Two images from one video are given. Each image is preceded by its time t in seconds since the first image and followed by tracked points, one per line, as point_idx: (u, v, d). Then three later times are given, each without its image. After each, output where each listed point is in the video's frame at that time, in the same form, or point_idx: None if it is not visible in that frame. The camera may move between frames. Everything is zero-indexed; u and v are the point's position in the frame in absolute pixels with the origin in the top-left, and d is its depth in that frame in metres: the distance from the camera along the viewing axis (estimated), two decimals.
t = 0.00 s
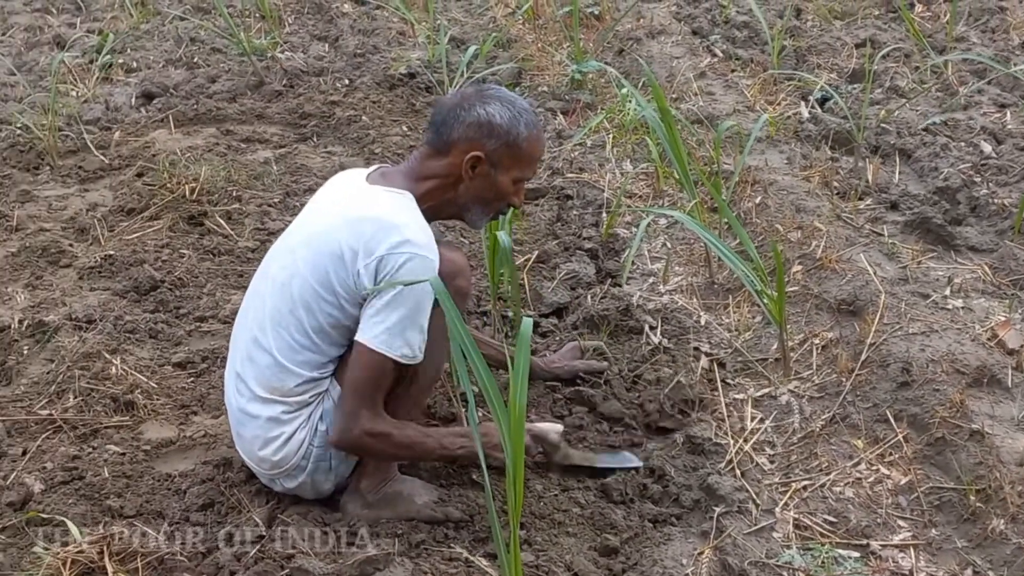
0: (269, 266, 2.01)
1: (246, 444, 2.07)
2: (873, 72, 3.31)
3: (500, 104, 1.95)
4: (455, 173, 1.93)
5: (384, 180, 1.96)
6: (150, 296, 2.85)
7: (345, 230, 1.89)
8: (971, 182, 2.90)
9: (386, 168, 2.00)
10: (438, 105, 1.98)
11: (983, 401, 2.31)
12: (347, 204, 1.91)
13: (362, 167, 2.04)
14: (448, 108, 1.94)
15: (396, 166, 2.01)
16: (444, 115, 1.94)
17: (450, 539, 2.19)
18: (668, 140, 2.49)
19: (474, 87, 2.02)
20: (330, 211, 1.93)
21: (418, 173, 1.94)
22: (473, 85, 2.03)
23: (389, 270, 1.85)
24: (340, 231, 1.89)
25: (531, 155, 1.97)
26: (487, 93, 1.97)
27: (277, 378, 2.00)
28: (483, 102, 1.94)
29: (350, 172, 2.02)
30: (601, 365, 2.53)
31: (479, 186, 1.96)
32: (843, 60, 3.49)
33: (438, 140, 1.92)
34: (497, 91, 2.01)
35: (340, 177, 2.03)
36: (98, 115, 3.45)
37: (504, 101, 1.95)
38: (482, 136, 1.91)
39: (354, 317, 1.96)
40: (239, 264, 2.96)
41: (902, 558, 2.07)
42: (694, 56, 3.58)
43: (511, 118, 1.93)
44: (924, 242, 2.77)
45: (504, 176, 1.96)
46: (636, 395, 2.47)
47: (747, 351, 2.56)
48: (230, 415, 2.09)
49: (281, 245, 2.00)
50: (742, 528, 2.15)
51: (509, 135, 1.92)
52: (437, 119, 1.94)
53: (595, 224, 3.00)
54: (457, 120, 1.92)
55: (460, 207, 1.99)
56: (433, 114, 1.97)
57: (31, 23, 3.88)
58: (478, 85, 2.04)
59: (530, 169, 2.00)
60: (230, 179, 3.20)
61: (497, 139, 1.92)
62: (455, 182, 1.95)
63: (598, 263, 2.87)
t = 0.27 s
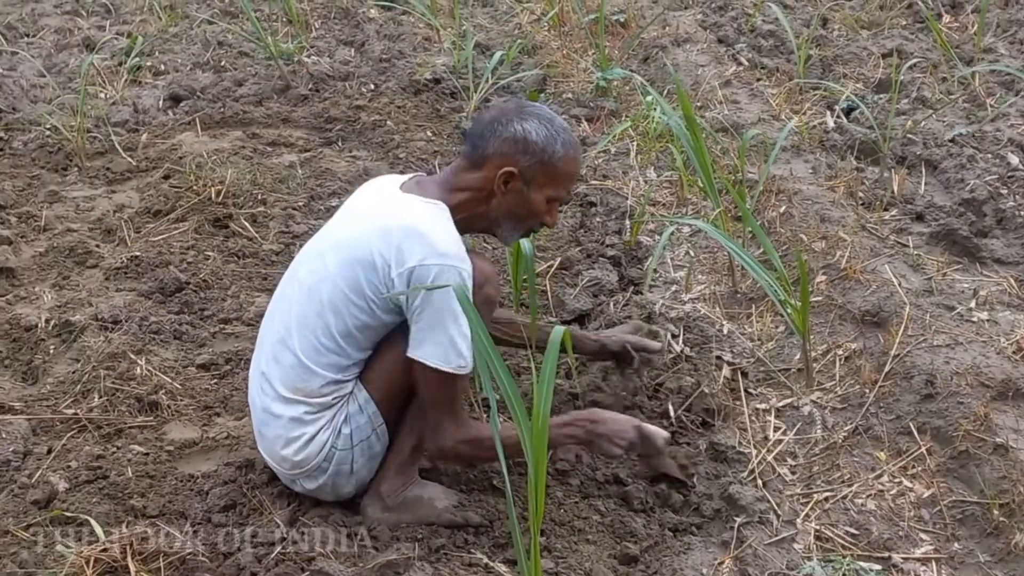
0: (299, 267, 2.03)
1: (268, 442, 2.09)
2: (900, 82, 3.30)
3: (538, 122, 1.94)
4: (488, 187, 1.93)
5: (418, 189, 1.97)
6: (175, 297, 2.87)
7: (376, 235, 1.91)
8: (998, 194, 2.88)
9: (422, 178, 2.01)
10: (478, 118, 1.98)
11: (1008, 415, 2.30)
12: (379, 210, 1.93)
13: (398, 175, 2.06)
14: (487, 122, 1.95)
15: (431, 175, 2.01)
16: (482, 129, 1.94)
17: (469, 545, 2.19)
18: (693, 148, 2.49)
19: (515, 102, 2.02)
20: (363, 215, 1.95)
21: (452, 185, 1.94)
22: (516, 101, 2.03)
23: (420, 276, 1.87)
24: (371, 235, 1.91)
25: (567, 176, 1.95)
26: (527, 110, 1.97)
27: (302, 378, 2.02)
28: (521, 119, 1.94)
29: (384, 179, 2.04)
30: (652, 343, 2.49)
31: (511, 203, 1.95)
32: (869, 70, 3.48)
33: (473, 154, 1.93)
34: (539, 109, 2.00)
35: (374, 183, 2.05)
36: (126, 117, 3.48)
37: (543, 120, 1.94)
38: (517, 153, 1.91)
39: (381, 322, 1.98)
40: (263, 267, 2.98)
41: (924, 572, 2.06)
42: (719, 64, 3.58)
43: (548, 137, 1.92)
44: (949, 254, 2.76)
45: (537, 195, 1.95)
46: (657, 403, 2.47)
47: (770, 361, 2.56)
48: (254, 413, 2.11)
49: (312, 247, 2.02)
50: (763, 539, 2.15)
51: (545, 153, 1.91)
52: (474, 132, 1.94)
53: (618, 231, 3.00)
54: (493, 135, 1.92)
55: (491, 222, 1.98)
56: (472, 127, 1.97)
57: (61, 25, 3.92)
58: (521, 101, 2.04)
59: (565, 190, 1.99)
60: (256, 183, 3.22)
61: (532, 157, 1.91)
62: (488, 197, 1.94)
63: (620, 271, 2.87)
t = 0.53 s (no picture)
0: (318, 266, 2.08)
1: (271, 435, 2.12)
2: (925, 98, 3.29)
3: (555, 128, 1.93)
4: (503, 193, 1.93)
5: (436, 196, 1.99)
6: (197, 303, 2.89)
7: (384, 230, 1.95)
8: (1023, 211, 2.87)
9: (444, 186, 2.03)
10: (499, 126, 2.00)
11: None
12: (392, 209, 1.97)
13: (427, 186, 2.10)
14: (505, 129, 1.95)
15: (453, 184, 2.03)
16: (499, 134, 1.95)
17: (488, 556, 2.18)
18: (716, 161, 2.49)
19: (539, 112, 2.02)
20: (377, 214, 2.00)
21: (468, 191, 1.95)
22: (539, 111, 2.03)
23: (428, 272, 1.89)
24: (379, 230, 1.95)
25: (584, 181, 1.92)
26: (546, 116, 1.97)
27: (305, 371, 2.04)
28: (538, 123, 1.94)
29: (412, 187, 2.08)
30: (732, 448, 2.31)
31: (526, 209, 1.93)
32: (894, 85, 3.48)
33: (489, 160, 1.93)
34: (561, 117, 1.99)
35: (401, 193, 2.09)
36: (152, 123, 3.50)
37: (560, 125, 1.93)
38: (530, 156, 1.90)
39: (385, 320, 2.00)
40: (285, 273, 2.99)
41: None
42: (743, 77, 3.57)
43: (563, 140, 1.91)
44: (973, 270, 2.75)
45: (552, 201, 1.92)
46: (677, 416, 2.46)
47: (791, 376, 2.55)
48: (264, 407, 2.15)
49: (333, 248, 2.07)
50: (782, 554, 2.14)
51: (558, 157, 1.89)
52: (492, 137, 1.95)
53: (640, 243, 3.00)
54: (509, 140, 1.92)
55: (508, 230, 1.96)
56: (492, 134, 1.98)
57: (89, 31, 3.95)
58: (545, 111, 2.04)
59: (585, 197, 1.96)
60: (279, 190, 3.24)
61: (545, 160, 1.90)
62: (503, 202, 1.93)
63: (642, 283, 2.87)
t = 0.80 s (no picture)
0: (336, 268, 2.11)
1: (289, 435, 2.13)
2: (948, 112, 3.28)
3: (566, 128, 1.96)
4: (514, 192, 1.95)
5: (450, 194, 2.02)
6: (217, 307, 2.90)
7: (396, 228, 1.97)
8: None
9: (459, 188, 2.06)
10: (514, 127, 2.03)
11: None
12: (406, 209, 1.99)
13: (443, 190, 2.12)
14: (517, 131, 1.98)
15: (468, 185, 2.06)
16: (513, 134, 1.98)
17: (505, 566, 2.18)
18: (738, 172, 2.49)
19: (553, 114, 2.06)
20: (391, 215, 2.02)
21: (481, 190, 1.98)
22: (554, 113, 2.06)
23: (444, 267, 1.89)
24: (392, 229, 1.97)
25: (594, 181, 1.94)
26: (559, 118, 2.00)
27: (319, 370, 2.06)
28: (549, 124, 1.97)
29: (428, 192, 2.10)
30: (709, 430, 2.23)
31: (537, 208, 1.95)
32: (917, 98, 3.47)
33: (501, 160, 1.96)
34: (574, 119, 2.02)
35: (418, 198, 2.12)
36: (176, 128, 3.53)
37: (571, 125, 1.96)
38: (541, 155, 1.92)
39: (398, 318, 2.00)
40: (305, 279, 3.01)
41: None
42: (765, 88, 3.57)
43: (573, 140, 1.93)
44: (996, 285, 2.73)
45: (562, 201, 1.94)
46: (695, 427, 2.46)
47: (810, 388, 2.54)
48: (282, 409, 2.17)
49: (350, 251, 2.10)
50: (799, 568, 2.13)
51: (568, 156, 1.92)
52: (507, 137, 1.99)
53: (659, 253, 3.00)
54: (521, 140, 1.95)
55: (520, 230, 1.99)
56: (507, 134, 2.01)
57: (114, 36, 3.99)
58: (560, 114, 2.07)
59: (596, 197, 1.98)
60: (300, 196, 3.26)
61: (555, 160, 1.92)
62: (515, 201, 1.96)
63: (661, 293, 2.87)
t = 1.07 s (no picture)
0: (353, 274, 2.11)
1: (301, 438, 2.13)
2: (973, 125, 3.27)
3: (583, 135, 1.99)
4: (532, 196, 1.97)
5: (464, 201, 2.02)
6: (239, 312, 2.92)
7: (410, 231, 1.97)
8: None
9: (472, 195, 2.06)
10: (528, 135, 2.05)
11: None
12: (422, 212, 2.00)
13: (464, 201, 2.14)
14: (534, 138, 2.01)
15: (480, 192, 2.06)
16: (530, 141, 2.01)
17: None
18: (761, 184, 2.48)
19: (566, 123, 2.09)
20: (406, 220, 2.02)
21: (498, 195, 1.99)
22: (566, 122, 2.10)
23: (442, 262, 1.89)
24: (406, 232, 1.98)
25: (610, 187, 1.98)
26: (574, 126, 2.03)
27: (331, 372, 2.05)
28: (566, 131, 2.00)
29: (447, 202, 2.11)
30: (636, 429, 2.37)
31: (555, 214, 1.97)
32: (942, 111, 3.46)
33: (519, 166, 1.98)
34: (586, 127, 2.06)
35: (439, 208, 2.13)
36: (200, 133, 3.56)
37: (588, 133, 1.99)
38: (560, 160, 1.95)
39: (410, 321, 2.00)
40: (327, 285, 3.02)
41: None
42: (788, 100, 3.57)
43: (591, 146, 1.97)
44: (1019, 300, 2.72)
45: (580, 206, 1.97)
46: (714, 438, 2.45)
47: (831, 402, 2.53)
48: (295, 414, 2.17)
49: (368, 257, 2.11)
50: None
51: (588, 163, 1.95)
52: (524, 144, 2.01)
53: (680, 264, 3.00)
54: (539, 147, 1.98)
55: (537, 236, 2.00)
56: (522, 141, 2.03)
57: (141, 41, 4.02)
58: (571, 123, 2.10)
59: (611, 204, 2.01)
60: (323, 202, 3.28)
61: (574, 165, 1.95)
62: (531, 206, 1.97)
63: (681, 303, 2.86)
